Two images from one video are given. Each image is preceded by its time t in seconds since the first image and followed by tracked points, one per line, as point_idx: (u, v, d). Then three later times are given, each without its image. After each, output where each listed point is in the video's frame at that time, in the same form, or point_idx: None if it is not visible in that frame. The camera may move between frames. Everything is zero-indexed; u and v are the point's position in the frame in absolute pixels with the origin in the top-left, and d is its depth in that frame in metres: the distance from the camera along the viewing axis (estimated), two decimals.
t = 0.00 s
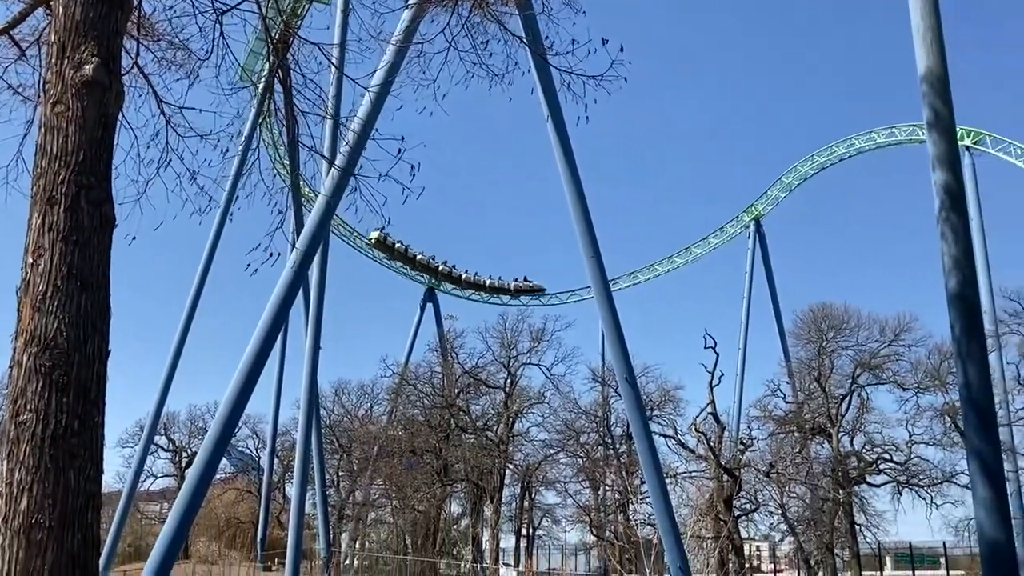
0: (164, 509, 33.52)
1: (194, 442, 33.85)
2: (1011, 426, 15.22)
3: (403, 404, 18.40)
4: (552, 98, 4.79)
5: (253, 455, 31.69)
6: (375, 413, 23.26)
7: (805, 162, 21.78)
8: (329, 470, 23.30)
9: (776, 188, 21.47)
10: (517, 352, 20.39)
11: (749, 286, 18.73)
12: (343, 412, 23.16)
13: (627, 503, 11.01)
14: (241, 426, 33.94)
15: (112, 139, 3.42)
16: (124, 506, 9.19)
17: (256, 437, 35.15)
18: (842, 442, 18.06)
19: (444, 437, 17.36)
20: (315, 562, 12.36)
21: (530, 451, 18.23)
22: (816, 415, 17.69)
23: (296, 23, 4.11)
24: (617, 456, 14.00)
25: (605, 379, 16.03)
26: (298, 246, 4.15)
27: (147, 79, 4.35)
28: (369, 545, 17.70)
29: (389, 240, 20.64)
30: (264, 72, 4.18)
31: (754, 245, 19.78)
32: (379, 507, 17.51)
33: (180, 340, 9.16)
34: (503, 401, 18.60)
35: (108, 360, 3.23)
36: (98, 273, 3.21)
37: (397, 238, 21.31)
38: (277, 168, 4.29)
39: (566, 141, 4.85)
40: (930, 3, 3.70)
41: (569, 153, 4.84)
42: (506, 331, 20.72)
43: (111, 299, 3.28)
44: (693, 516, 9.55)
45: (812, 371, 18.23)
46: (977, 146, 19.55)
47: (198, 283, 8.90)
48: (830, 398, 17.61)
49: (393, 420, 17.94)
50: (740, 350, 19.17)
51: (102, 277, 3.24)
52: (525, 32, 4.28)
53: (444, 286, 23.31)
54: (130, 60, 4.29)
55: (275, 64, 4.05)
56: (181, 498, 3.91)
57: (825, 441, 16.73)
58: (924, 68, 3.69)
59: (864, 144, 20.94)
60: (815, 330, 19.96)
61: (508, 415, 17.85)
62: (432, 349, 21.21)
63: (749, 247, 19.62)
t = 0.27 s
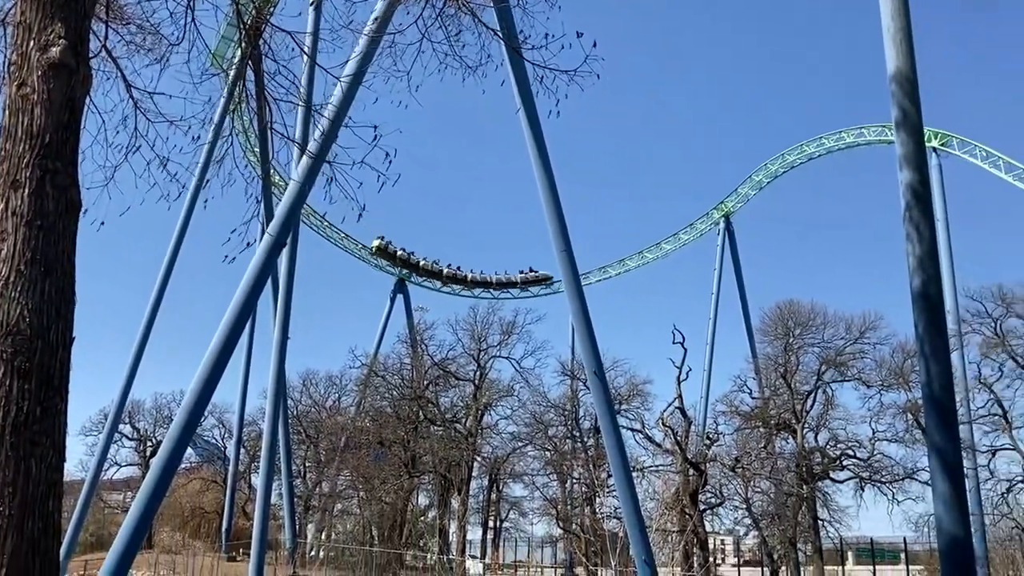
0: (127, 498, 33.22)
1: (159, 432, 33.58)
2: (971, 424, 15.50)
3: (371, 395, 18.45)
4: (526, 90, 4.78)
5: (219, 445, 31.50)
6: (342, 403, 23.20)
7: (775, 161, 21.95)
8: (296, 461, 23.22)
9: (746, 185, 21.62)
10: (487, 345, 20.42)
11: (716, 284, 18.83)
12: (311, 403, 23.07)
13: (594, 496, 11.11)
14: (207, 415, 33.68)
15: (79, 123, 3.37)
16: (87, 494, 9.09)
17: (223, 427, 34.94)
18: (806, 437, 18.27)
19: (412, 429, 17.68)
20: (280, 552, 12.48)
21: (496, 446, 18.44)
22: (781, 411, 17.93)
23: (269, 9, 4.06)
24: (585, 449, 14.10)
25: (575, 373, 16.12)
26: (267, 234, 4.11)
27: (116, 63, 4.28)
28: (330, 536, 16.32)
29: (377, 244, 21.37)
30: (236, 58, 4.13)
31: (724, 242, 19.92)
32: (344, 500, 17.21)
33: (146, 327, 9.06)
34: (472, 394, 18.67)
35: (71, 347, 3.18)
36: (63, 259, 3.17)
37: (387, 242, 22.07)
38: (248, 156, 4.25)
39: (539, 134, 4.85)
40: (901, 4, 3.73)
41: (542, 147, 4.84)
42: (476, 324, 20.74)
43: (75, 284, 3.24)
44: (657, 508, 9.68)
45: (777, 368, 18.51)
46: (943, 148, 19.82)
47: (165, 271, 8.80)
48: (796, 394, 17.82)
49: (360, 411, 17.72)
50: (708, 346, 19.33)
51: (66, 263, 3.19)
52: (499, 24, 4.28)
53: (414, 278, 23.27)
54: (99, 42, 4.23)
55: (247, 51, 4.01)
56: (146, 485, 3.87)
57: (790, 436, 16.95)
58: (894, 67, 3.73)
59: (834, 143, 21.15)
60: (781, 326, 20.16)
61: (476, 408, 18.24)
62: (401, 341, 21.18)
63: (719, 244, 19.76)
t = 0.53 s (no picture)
0: (88, 490, 32.78)
1: (121, 423, 33.19)
2: (931, 423, 15.76)
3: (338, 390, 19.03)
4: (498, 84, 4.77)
5: (183, 437, 31.21)
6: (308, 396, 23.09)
7: (743, 161, 22.12)
8: (261, 455, 23.02)
9: (715, 184, 21.77)
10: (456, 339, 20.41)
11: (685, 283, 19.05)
12: (276, 396, 22.93)
13: (562, 492, 11.19)
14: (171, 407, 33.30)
15: (41, 107, 3.31)
16: (46, 486, 8.95)
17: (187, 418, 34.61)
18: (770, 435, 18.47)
19: (378, 423, 17.51)
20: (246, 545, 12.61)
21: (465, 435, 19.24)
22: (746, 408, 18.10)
23: None
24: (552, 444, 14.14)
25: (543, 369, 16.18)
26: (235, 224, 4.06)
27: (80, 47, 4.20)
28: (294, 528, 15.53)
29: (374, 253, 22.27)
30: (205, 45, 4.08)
31: (693, 241, 20.07)
32: (308, 492, 16.84)
33: (110, 317, 8.94)
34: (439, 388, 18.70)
35: (30, 335, 3.13)
36: (22, 246, 3.11)
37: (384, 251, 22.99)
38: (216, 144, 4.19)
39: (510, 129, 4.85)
40: (871, 8, 3.76)
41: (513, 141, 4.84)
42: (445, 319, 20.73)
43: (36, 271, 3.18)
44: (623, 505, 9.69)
45: (744, 366, 18.59)
46: (909, 151, 20.11)
47: (130, 260, 8.69)
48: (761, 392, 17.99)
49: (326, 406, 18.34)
50: (676, 344, 19.47)
51: (26, 250, 3.13)
52: (472, 17, 4.28)
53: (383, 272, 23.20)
54: (64, 26, 4.15)
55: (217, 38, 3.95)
56: (108, 475, 3.82)
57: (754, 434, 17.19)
58: (863, 69, 3.77)
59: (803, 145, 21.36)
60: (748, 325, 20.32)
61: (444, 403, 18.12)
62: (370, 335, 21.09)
63: (688, 243, 19.90)
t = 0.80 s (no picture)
0: (47, 485, 32.25)
1: (82, 417, 32.75)
2: (892, 425, 15.99)
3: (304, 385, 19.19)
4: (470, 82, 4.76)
5: (146, 432, 30.86)
6: (274, 392, 22.93)
7: (713, 163, 22.26)
8: (225, 452, 22.78)
9: (684, 186, 21.90)
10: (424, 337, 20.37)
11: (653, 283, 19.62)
12: (241, 391, 22.77)
13: (527, 490, 11.23)
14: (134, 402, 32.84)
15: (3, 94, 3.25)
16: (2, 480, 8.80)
17: (150, 413, 34.24)
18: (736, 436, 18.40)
19: (344, 420, 17.70)
20: (208, 542, 12.87)
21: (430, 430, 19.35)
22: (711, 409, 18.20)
23: None
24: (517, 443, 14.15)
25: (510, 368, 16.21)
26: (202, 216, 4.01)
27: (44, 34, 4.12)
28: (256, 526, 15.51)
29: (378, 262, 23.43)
30: (173, 35, 4.02)
31: (662, 242, 20.18)
32: (270, 489, 16.22)
33: (71, 308, 8.82)
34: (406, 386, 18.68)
35: None
36: None
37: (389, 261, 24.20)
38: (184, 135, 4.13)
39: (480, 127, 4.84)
40: (840, 14, 3.80)
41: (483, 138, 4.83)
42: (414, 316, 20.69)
43: None
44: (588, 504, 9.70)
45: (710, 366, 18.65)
46: (875, 157, 20.41)
47: (93, 251, 8.56)
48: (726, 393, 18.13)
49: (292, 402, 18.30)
50: (643, 344, 19.57)
51: None
52: (445, 13, 4.28)
53: (351, 268, 23.11)
54: (27, 11, 4.07)
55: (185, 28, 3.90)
56: (66, 471, 3.76)
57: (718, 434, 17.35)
58: (830, 74, 3.80)
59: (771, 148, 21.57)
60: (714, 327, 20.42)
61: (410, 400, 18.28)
62: (337, 331, 20.96)
63: (656, 244, 20.01)
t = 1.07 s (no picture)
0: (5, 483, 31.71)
1: (42, 414, 32.27)
2: (855, 429, 16.20)
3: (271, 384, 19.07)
4: (441, 82, 4.73)
5: (108, 429, 30.46)
6: (240, 390, 22.76)
7: (682, 167, 22.40)
8: (189, 450, 22.51)
9: (654, 190, 22.03)
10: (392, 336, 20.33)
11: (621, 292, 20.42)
12: (207, 389, 22.57)
13: (493, 491, 11.28)
14: (97, 399, 32.38)
15: None
16: None
17: (112, 410, 33.83)
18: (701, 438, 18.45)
19: (309, 420, 17.68)
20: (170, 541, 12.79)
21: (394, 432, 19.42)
22: (677, 411, 18.27)
23: None
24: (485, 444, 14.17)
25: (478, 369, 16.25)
26: (169, 210, 3.95)
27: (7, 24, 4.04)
28: (219, 526, 15.12)
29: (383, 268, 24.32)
30: (141, 28, 3.96)
31: (631, 245, 20.31)
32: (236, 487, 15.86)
33: (33, 303, 8.68)
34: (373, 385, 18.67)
35: None
36: None
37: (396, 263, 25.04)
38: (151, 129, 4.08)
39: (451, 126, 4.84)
40: (810, 22, 3.83)
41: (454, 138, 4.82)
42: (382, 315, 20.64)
43: None
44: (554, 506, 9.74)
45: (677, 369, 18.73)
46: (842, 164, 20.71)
47: (55, 245, 8.42)
48: (692, 395, 18.24)
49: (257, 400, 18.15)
50: (611, 346, 19.68)
51: None
52: (418, 13, 4.28)
53: (319, 266, 23.03)
54: None
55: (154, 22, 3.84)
56: (24, 469, 3.69)
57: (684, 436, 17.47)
58: (799, 83, 3.84)
59: (740, 154, 21.76)
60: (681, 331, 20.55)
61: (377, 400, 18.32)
62: (304, 330, 20.85)
63: (626, 247, 20.12)
